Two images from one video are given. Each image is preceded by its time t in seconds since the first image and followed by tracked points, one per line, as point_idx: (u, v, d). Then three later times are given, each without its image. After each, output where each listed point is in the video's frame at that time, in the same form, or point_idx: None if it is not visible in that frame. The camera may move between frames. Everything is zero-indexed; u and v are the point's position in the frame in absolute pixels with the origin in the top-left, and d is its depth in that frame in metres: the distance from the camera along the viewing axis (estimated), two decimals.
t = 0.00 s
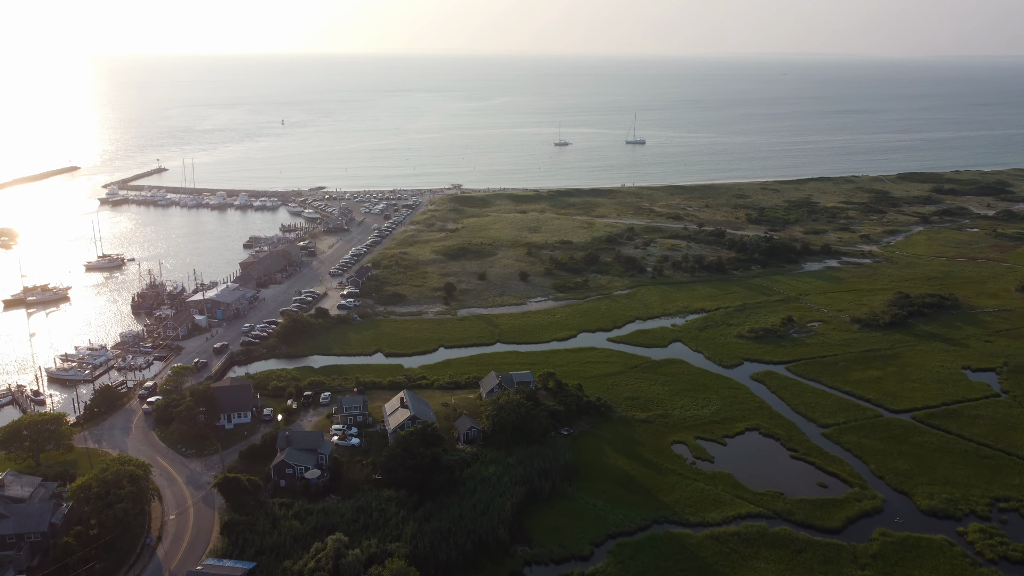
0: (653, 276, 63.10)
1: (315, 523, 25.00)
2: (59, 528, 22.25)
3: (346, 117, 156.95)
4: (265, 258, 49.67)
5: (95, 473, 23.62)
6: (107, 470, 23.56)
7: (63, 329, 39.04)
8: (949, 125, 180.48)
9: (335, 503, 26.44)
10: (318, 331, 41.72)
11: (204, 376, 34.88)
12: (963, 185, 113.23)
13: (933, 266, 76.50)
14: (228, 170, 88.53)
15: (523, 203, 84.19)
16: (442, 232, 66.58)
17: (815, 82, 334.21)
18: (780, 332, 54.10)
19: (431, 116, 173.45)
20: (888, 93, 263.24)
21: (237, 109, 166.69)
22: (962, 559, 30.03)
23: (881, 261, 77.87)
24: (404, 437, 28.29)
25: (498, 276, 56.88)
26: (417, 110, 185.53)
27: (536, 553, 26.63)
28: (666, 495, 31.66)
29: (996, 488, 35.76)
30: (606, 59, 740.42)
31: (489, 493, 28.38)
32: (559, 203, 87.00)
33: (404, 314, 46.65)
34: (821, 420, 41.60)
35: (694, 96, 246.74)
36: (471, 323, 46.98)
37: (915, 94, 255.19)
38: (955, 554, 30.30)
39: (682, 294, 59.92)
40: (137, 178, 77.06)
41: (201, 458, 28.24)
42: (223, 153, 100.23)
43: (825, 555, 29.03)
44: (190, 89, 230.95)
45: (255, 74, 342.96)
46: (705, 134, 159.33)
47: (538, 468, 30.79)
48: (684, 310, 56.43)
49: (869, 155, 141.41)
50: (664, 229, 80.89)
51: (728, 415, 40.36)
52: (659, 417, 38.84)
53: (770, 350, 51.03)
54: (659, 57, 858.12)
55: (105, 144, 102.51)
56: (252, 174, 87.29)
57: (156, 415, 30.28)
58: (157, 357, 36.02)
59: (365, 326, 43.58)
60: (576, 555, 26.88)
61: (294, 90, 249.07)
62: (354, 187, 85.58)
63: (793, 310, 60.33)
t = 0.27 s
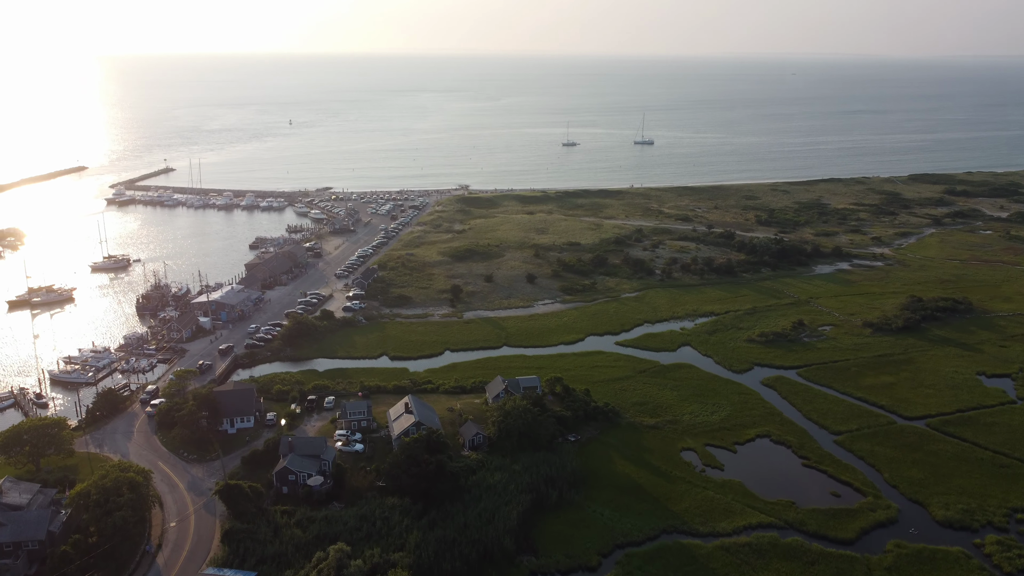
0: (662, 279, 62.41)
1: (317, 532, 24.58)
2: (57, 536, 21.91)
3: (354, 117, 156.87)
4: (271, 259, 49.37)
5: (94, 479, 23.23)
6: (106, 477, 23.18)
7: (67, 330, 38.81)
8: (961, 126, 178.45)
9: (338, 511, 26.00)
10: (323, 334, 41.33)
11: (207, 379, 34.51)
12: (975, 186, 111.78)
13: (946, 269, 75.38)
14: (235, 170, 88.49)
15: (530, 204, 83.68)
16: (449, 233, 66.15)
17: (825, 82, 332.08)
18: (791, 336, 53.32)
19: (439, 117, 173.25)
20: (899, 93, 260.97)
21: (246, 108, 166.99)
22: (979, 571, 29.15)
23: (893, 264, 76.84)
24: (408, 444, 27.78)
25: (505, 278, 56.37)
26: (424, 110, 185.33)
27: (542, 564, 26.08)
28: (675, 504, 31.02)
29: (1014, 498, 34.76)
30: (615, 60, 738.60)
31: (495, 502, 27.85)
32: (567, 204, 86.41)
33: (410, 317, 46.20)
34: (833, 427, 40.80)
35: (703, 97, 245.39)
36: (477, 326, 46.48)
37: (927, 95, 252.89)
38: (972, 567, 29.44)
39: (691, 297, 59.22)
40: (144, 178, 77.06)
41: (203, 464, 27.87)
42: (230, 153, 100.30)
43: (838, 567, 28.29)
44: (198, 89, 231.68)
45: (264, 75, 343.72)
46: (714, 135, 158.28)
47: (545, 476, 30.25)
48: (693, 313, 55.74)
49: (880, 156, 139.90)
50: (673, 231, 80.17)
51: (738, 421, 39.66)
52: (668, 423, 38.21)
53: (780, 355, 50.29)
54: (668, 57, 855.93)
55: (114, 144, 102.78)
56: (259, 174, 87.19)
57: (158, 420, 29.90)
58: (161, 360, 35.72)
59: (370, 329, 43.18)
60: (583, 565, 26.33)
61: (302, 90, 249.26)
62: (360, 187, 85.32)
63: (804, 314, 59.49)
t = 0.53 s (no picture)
0: (671, 281, 61.69)
1: (319, 541, 24.14)
2: (55, 544, 21.60)
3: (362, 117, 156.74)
4: (276, 261, 49.06)
5: (94, 486, 22.90)
6: (106, 484, 22.83)
7: (71, 332, 38.59)
8: (975, 126, 176.35)
9: (341, 519, 25.56)
10: (328, 336, 40.96)
11: (210, 382, 34.17)
12: (989, 188, 110.23)
13: (960, 272, 74.16)
14: (242, 171, 88.42)
15: (538, 205, 83.11)
16: (456, 235, 65.67)
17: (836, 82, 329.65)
18: (802, 340, 52.49)
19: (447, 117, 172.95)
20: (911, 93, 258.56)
21: (254, 108, 167.30)
22: None
23: (905, 267, 75.74)
24: (412, 451, 27.29)
25: (512, 280, 55.83)
26: (432, 110, 185.11)
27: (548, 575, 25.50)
28: (685, 513, 30.37)
29: None
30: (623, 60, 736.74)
31: (500, 510, 27.32)
32: (575, 205, 85.79)
33: (416, 319, 45.73)
34: (846, 434, 40.01)
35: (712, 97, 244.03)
36: (484, 329, 45.96)
37: (939, 95, 250.34)
38: None
39: (701, 300, 58.46)
40: (152, 178, 77.05)
41: (205, 469, 27.49)
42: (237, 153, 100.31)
43: None
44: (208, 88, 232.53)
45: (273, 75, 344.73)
46: (724, 135, 157.14)
47: (552, 484, 29.68)
48: (703, 317, 55.01)
49: (892, 157, 138.37)
50: (682, 232, 79.37)
51: (748, 428, 38.97)
52: (677, 429, 37.55)
53: (791, 360, 49.50)
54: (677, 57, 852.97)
55: (122, 144, 103.04)
56: (266, 174, 87.07)
57: (160, 424, 29.56)
58: (165, 363, 35.42)
59: (376, 332, 42.76)
60: None
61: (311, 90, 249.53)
62: (368, 188, 85.04)
63: (816, 318, 58.60)
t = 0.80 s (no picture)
0: (680, 284, 60.99)
1: (321, 550, 23.72)
2: (52, 552, 21.27)
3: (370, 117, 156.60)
4: (282, 262, 48.75)
5: (93, 492, 22.52)
6: (105, 491, 22.46)
7: (76, 334, 38.34)
8: (988, 127, 174.35)
9: (344, 528, 25.14)
10: (333, 339, 40.58)
11: (214, 386, 33.83)
12: (1002, 189, 108.77)
13: (974, 276, 73.00)
14: (250, 171, 88.35)
15: (546, 206, 82.55)
16: (463, 236, 65.23)
17: (846, 82, 327.48)
18: (813, 345, 51.68)
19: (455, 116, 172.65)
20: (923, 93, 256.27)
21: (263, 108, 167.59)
22: None
23: (918, 269, 74.68)
24: (417, 458, 26.83)
25: (519, 282, 55.30)
26: (440, 110, 184.90)
27: None
28: (694, 523, 29.74)
29: None
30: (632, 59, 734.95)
31: (506, 518, 26.81)
32: (583, 206, 85.20)
33: (422, 322, 45.28)
34: (858, 442, 39.25)
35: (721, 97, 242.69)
36: (490, 332, 45.45)
37: (951, 95, 247.91)
38: None
39: (710, 303, 57.74)
40: (160, 178, 77.03)
41: (207, 475, 27.12)
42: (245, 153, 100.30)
43: None
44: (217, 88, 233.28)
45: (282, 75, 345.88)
46: (733, 136, 156.03)
47: (559, 492, 29.14)
48: (712, 320, 54.30)
49: (904, 158, 136.90)
50: (691, 234, 78.60)
51: (758, 434, 38.29)
52: (686, 436, 36.93)
53: (802, 364, 48.74)
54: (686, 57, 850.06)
55: (130, 143, 103.26)
56: (273, 174, 86.94)
57: (163, 428, 29.21)
58: (168, 365, 35.12)
59: (382, 334, 42.35)
60: None
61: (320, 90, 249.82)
62: (374, 188, 84.76)
63: (827, 321, 57.75)
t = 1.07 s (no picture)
0: (689, 286, 60.27)
1: (323, 560, 23.28)
2: (49, 561, 20.93)
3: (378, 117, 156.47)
4: (288, 263, 48.43)
5: (91, 500, 22.13)
6: (104, 498, 22.07)
7: (80, 335, 38.13)
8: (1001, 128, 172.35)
9: (346, 536, 24.67)
10: (338, 342, 40.20)
11: (217, 389, 33.48)
12: (1016, 191, 107.25)
13: (988, 279, 71.83)
14: (257, 171, 88.26)
15: (553, 207, 81.98)
16: (470, 237, 64.74)
17: (857, 81, 325.24)
18: (824, 349, 50.86)
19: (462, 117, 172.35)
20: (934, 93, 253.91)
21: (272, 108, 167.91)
22: None
23: (930, 272, 73.59)
24: (421, 466, 26.34)
25: (526, 284, 54.74)
26: (448, 110, 184.68)
27: None
28: (704, 533, 29.09)
29: None
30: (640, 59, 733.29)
31: (512, 528, 26.26)
32: (591, 207, 84.56)
33: (428, 324, 44.84)
34: (872, 450, 38.46)
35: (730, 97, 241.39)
36: (497, 335, 44.94)
37: (963, 96, 245.45)
38: None
39: (720, 306, 56.99)
40: (167, 178, 77.04)
41: (209, 481, 26.75)
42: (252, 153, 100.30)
43: None
44: (225, 88, 234.03)
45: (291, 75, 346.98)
46: (743, 137, 154.92)
47: (565, 500, 28.57)
48: (722, 324, 53.56)
49: (916, 159, 135.40)
50: (700, 236, 77.84)
51: (769, 441, 37.59)
52: (696, 442, 36.28)
53: (813, 369, 47.94)
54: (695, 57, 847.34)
55: (139, 143, 103.48)
56: (280, 175, 86.80)
57: (165, 433, 28.87)
58: (172, 368, 34.80)
59: (387, 337, 41.94)
60: None
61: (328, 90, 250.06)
62: (381, 189, 84.44)
63: (839, 325, 56.87)
